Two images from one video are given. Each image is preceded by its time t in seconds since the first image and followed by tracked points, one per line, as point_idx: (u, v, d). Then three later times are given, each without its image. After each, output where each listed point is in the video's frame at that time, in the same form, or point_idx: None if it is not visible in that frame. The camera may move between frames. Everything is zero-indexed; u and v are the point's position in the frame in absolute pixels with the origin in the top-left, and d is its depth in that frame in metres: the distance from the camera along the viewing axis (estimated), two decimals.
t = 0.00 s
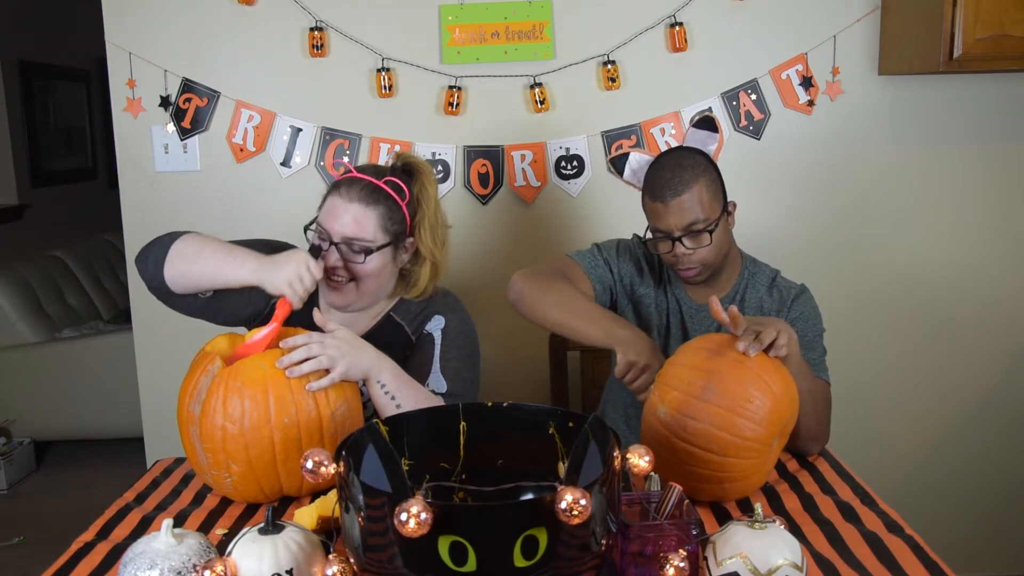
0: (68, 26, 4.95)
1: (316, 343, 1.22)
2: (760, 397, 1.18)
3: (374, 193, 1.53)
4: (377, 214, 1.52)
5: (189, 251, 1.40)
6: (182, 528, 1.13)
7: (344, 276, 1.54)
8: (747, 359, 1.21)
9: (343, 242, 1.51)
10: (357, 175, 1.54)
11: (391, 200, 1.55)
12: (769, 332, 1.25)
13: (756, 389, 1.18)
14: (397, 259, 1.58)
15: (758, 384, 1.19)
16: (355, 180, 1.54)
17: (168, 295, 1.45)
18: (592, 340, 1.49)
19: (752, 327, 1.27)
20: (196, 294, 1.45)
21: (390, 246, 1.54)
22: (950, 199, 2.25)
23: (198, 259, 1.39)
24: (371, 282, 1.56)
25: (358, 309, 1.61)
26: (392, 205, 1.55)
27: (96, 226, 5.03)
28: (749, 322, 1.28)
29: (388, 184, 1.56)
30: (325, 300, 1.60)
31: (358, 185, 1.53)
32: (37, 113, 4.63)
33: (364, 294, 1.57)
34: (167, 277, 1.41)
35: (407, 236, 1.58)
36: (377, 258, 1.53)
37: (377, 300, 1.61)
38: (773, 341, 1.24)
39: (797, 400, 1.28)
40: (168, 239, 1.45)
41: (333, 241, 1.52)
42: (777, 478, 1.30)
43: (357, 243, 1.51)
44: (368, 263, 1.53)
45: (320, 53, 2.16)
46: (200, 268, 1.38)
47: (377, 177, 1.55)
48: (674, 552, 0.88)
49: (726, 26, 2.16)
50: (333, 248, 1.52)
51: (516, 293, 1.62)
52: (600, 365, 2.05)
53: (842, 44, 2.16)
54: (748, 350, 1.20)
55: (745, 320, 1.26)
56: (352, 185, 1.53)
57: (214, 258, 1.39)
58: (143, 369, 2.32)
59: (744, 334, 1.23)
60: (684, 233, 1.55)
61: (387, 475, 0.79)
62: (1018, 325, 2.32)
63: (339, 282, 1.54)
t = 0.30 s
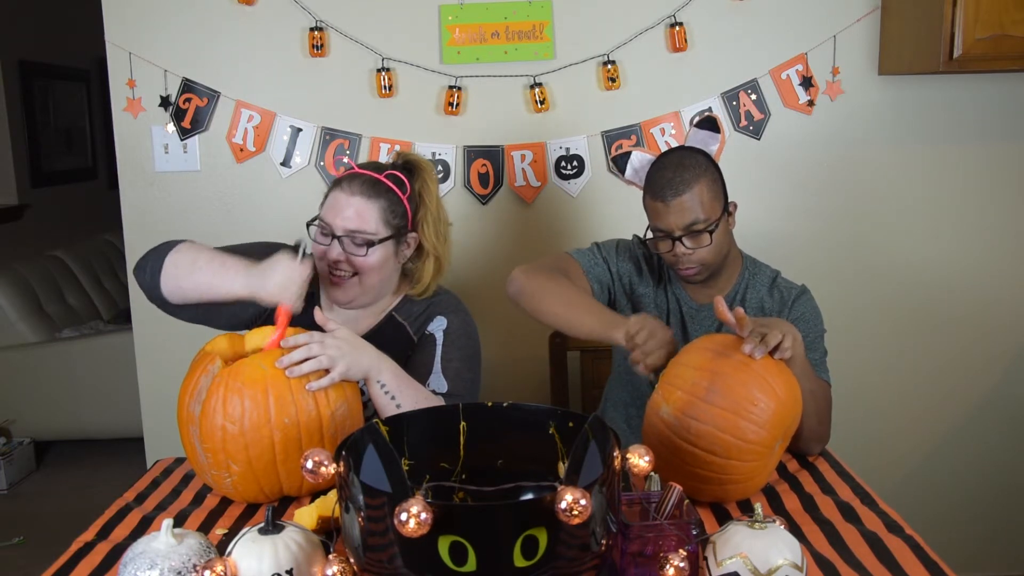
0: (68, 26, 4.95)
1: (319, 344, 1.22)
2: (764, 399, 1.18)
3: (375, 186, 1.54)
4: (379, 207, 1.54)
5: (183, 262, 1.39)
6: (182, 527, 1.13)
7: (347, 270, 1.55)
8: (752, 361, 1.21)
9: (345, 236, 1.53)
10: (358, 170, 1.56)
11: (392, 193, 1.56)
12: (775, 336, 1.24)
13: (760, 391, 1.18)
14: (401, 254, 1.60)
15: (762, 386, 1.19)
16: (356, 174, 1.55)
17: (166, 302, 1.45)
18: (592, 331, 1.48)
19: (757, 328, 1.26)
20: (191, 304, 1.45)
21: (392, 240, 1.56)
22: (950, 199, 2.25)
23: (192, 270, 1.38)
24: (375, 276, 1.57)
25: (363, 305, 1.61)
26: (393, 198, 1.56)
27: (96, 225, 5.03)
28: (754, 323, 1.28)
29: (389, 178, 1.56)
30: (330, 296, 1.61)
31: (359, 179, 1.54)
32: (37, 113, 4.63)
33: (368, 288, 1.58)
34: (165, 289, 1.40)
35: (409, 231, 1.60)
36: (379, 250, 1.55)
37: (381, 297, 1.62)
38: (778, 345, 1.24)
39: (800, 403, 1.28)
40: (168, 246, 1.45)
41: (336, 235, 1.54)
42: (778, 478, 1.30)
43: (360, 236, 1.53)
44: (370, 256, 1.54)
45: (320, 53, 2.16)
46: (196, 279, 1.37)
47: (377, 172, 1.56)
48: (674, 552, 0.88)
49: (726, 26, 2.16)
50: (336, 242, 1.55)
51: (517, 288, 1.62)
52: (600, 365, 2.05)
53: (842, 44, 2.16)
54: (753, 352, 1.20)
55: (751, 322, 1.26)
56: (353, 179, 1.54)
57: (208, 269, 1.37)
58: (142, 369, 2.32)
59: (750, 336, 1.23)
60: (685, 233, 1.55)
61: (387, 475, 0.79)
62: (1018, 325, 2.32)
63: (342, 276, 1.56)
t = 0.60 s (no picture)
0: (67, 27, 4.94)
1: (320, 344, 1.22)
2: (768, 400, 1.18)
3: (371, 190, 1.55)
4: (375, 211, 1.54)
5: (173, 276, 1.36)
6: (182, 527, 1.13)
7: (342, 274, 1.53)
8: (755, 362, 1.21)
9: (340, 240, 1.51)
10: (354, 174, 1.56)
11: (388, 196, 1.56)
12: (777, 335, 1.24)
13: (765, 392, 1.18)
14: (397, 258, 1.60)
15: (766, 387, 1.19)
16: (351, 178, 1.55)
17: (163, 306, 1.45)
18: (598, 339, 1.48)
19: (758, 328, 1.26)
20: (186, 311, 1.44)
21: (388, 243, 1.55)
22: (950, 199, 2.25)
23: (181, 283, 1.35)
24: (369, 279, 1.55)
25: (360, 306, 1.61)
26: (389, 201, 1.56)
27: (95, 225, 5.03)
28: (754, 322, 1.27)
29: (385, 181, 1.57)
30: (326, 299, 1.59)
31: (355, 182, 1.54)
32: (37, 113, 4.63)
33: (364, 291, 1.57)
34: (156, 295, 1.40)
35: (406, 233, 1.60)
36: (374, 254, 1.53)
37: (379, 299, 1.62)
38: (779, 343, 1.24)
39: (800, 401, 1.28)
40: (173, 247, 1.45)
41: (331, 238, 1.52)
42: (777, 478, 1.30)
43: (355, 240, 1.51)
44: (365, 260, 1.53)
45: (319, 53, 2.16)
46: (183, 295, 1.35)
47: (373, 175, 1.56)
48: (674, 552, 0.88)
49: (726, 26, 2.16)
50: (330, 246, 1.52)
51: (523, 285, 1.62)
52: (600, 365, 2.05)
53: (842, 44, 2.16)
54: (757, 353, 1.20)
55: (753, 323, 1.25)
56: (349, 182, 1.54)
57: (197, 286, 1.34)
58: (142, 368, 2.32)
59: (752, 337, 1.22)
60: (688, 233, 1.54)
61: (387, 475, 0.79)
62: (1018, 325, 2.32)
63: (337, 280, 1.54)
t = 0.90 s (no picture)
0: (67, 27, 4.94)
1: (318, 344, 1.22)
2: (767, 400, 1.18)
3: (366, 194, 1.54)
4: (370, 215, 1.53)
5: (185, 258, 1.40)
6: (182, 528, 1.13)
7: (339, 279, 1.54)
8: (755, 362, 1.21)
9: (335, 244, 1.52)
10: (349, 177, 1.55)
11: (383, 200, 1.56)
12: (779, 336, 1.24)
13: (763, 392, 1.18)
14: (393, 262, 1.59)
15: (765, 388, 1.19)
16: (347, 182, 1.55)
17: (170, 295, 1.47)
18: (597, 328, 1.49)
19: (761, 330, 1.26)
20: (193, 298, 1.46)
21: (384, 247, 1.55)
22: (950, 199, 2.25)
23: (194, 266, 1.39)
24: (366, 283, 1.56)
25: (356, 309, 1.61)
26: (384, 205, 1.56)
27: (95, 225, 5.02)
28: (757, 324, 1.27)
29: (381, 185, 1.57)
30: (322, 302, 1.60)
31: (350, 186, 1.54)
32: (37, 113, 4.63)
33: (359, 294, 1.57)
34: (165, 283, 1.42)
35: (402, 237, 1.59)
36: (370, 259, 1.53)
37: (375, 302, 1.62)
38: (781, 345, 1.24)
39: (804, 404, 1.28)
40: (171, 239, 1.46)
41: (327, 243, 1.52)
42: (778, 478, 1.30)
43: (350, 245, 1.51)
44: (361, 265, 1.53)
45: (320, 53, 2.16)
46: (197, 276, 1.38)
47: (368, 178, 1.56)
48: (674, 552, 0.88)
49: (726, 26, 2.16)
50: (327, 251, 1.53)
51: (526, 278, 1.62)
52: (600, 365, 2.05)
53: (842, 44, 2.16)
54: (757, 354, 1.20)
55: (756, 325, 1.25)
56: (344, 186, 1.54)
57: (212, 265, 1.38)
58: (142, 368, 2.32)
59: (753, 338, 1.22)
60: (692, 228, 1.54)
61: (387, 475, 0.79)
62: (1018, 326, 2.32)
63: (333, 284, 1.54)
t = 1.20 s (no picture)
0: (67, 27, 4.94)
1: (319, 343, 1.22)
2: (754, 398, 1.19)
3: (365, 194, 1.54)
4: (369, 215, 1.53)
5: (197, 254, 1.40)
6: (182, 528, 1.13)
7: (339, 279, 1.53)
8: (746, 360, 1.22)
9: (335, 244, 1.51)
10: (348, 178, 1.56)
11: (382, 200, 1.56)
12: (773, 336, 1.24)
13: (750, 390, 1.19)
14: (393, 262, 1.59)
15: (753, 387, 1.19)
16: (345, 183, 1.55)
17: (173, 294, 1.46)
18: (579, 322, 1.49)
19: (758, 329, 1.26)
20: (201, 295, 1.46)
21: (383, 247, 1.54)
22: (950, 199, 2.25)
23: (205, 263, 1.39)
24: (366, 283, 1.56)
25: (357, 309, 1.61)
26: (383, 205, 1.56)
27: (95, 225, 5.02)
28: (755, 323, 1.28)
29: (380, 184, 1.57)
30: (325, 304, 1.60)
31: (348, 186, 1.54)
32: (37, 113, 4.63)
33: (358, 294, 1.57)
34: (174, 281, 1.42)
35: (402, 236, 1.58)
36: (370, 259, 1.53)
37: (375, 302, 1.62)
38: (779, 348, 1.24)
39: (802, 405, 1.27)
40: (176, 236, 1.46)
41: (326, 243, 1.52)
42: (778, 478, 1.30)
43: (349, 245, 1.51)
44: (361, 265, 1.53)
45: (320, 53, 2.16)
46: (209, 272, 1.38)
47: (367, 178, 1.56)
48: (674, 552, 0.88)
49: (725, 26, 2.16)
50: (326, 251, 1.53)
51: (517, 273, 1.62)
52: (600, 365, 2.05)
53: (842, 44, 2.16)
54: (747, 351, 1.21)
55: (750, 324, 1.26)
56: (343, 187, 1.54)
57: (226, 260, 1.39)
58: (142, 368, 2.32)
59: (746, 335, 1.23)
60: (690, 228, 1.54)
61: (387, 475, 0.79)
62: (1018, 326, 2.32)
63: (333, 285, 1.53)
